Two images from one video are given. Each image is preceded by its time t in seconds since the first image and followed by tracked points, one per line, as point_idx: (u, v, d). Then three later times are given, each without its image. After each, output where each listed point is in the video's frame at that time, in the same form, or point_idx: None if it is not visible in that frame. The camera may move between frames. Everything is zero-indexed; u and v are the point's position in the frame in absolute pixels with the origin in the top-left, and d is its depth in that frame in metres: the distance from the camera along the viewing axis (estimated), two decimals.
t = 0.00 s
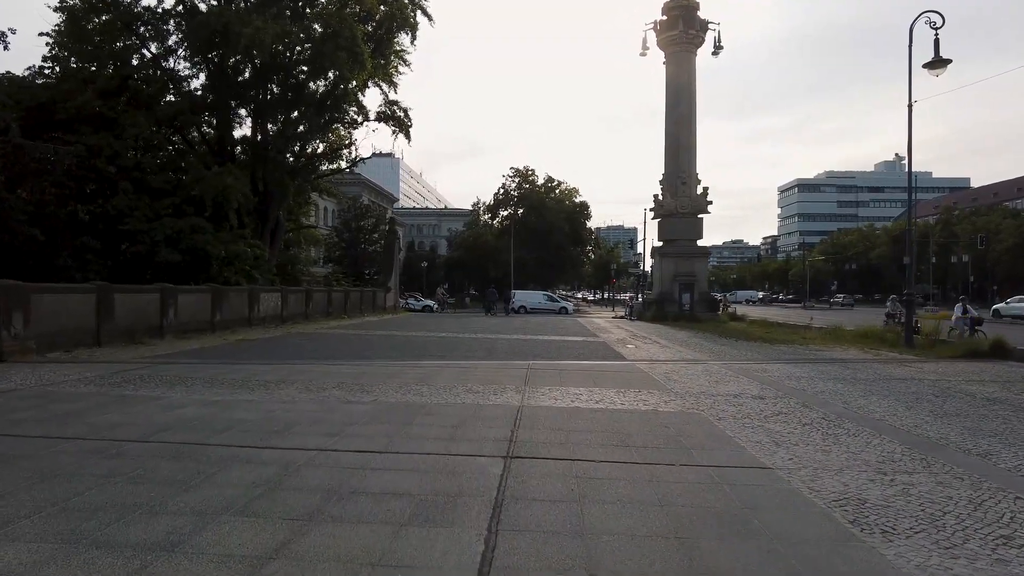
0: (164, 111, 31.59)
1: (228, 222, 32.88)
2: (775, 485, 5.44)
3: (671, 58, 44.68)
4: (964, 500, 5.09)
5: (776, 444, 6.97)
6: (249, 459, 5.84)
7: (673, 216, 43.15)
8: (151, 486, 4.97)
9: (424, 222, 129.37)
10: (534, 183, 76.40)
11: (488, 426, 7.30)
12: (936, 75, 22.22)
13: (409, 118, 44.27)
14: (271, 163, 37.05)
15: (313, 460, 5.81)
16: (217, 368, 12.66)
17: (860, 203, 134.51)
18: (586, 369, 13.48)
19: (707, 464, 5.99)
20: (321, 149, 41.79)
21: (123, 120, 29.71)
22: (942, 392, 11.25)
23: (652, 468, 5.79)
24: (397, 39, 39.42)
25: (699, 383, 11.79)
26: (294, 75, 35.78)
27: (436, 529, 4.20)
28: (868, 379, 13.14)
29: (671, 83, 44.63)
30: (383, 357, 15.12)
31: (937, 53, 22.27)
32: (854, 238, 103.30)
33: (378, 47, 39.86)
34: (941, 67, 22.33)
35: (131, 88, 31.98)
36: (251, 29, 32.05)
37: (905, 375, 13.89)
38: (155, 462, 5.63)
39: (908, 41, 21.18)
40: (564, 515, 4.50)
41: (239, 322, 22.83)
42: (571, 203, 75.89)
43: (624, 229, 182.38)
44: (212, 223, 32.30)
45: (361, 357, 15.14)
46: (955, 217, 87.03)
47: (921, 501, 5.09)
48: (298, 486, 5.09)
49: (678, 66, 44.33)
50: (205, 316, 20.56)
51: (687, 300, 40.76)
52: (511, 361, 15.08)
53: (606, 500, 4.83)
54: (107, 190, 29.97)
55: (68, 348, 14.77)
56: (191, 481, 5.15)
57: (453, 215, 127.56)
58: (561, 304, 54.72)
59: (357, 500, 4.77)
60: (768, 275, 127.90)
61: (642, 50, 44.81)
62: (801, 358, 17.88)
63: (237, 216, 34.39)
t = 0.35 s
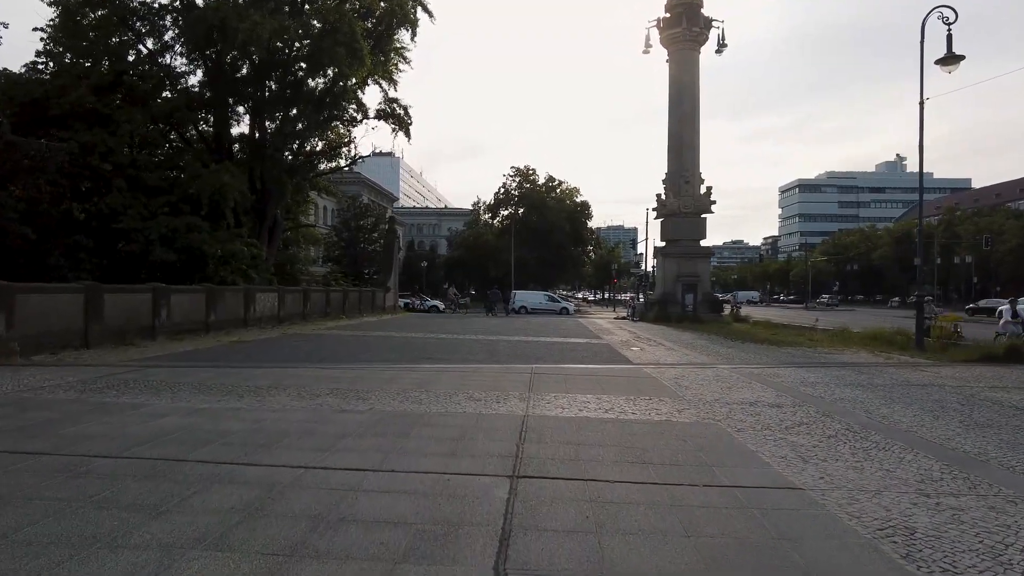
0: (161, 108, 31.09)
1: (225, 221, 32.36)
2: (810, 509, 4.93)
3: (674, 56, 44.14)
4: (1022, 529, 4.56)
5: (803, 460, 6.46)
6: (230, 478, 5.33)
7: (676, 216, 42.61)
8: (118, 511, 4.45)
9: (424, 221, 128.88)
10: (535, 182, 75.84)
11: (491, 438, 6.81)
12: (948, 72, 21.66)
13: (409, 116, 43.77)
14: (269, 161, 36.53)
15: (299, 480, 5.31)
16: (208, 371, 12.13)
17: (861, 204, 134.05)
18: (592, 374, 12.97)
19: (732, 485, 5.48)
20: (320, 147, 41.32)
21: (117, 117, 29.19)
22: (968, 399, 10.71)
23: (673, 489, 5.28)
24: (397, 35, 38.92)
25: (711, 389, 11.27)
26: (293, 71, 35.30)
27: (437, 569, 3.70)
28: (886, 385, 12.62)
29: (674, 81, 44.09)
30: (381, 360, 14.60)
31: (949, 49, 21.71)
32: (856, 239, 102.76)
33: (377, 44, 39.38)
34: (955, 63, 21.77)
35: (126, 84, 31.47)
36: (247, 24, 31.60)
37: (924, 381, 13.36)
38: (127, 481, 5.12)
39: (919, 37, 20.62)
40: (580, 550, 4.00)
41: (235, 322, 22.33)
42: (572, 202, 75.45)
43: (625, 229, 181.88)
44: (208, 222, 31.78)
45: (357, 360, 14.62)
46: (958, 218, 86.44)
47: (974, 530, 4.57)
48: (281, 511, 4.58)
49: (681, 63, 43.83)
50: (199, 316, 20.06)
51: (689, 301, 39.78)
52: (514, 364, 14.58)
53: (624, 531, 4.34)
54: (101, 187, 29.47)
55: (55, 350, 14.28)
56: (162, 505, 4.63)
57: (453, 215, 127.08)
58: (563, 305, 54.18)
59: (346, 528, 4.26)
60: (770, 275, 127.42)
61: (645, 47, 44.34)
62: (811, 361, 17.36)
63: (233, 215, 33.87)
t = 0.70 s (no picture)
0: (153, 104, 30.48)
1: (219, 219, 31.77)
2: (852, 533, 4.36)
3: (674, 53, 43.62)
4: None
5: (831, 472, 5.90)
6: (197, 497, 4.75)
7: (678, 215, 42.06)
8: (63, 539, 3.89)
9: (423, 221, 128.27)
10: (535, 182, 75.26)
11: (491, 449, 6.24)
12: (958, 65, 21.12)
13: (407, 114, 43.24)
14: (264, 159, 35.92)
15: (276, 499, 4.75)
16: (192, 375, 11.50)
17: (861, 203, 133.70)
18: (598, 377, 12.39)
19: (759, 504, 4.91)
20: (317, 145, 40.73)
21: (109, 113, 28.59)
22: (995, 403, 10.12)
23: (693, 509, 4.72)
24: (394, 32, 38.41)
25: (723, 393, 10.67)
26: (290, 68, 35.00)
27: None
28: (905, 387, 12.04)
29: (675, 79, 43.56)
30: (376, 362, 14.00)
31: (959, 42, 21.18)
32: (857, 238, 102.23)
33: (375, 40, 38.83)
34: (964, 57, 21.24)
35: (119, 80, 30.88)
36: (241, 19, 31.06)
37: (944, 383, 12.78)
38: (79, 501, 4.52)
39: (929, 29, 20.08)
40: None
41: (227, 323, 21.78)
42: (571, 202, 74.98)
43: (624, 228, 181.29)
44: (202, 221, 31.18)
45: (352, 362, 14.00)
46: (960, 217, 85.90)
47: None
48: (251, 538, 4.01)
49: (683, 60, 43.32)
50: (189, 316, 19.48)
51: (691, 301, 40.22)
52: (515, 366, 14.00)
53: (645, 563, 3.76)
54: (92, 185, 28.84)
55: (35, 351, 13.69)
56: (115, 531, 4.05)
57: (452, 215, 126.46)
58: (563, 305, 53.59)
59: (324, 561, 3.69)
60: (770, 275, 126.92)
61: (646, 44, 43.81)
62: (822, 362, 16.80)
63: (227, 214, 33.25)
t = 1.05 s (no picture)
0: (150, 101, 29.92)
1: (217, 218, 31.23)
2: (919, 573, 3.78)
3: (678, 50, 43.08)
4: None
5: (876, 493, 5.32)
6: (170, 527, 4.19)
7: (682, 214, 41.53)
8: None
9: (423, 221, 127.65)
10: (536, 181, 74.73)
11: (499, 467, 5.68)
12: (973, 60, 20.56)
13: (407, 112, 42.70)
14: (262, 157, 35.35)
15: (260, 530, 4.20)
16: (182, 379, 10.95)
17: (862, 203, 133.39)
18: (607, 381, 11.84)
19: (805, 532, 4.38)
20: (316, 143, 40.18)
21: (104, 110, 28.00)
22: None
23: (731, 541, 4.18)
24: (395, 29, 37.87)
25: (740, 399, 10.12)
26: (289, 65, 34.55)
27: None
28: (931, 392, 11.46)
29: (678, 76, 43.04)
30: (375, 365, 13.47)
31: (974, 36, 20.61)
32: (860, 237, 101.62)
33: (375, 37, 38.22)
34: (980, 51, 20.70)
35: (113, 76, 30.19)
36: (238, 14, 30.53)
37: (970, 386, 12.22)
38: (33, 534, 3.97)
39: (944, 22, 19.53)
40: None
41: (223, 324, 21.25)
42: (573, 201, 74.47)
43: (625, 228, 180.76)
44: (198, 219, 30.60)
45: (351, 365, 13.47)
46: (963, 216, 85.30)
47: None
48: None
49: (687, 57, 42.73)
50: (183, 318, 18.92)
51: (695, 301, 39.65)
52: (520, 370, 13.43)
53: None
54: (86, 184, 28.26)
55: (20, 355, 13.14)
56: None
57: (452, 215, 125.89)
58: (565, 305, 53.03)
59: None
60: (772, 274, 126.38)
61: (649, 41, 43.20)
62: (837, 364, 16.32)
63: (224, 212, 32.67)
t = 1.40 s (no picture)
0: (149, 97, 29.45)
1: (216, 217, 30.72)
2: None
3: (685, 48, 42.48)
4: None
5: (934, 521, 4.78)
6: (142, 565, 3.68)
7: (687, 213, 40.99)
8: None
9: (424, 220, 127.05)
10: (539, 180, 74.19)
11: (513, 489, 5.16)
12: (991, 55, 19.99)
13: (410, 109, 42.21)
14: (262, 154, 34.85)
15: (244, 568, 3.69)
16: (172, 385, 10.40)
17: (865, 203, 132.74)
18: (619, 388, 11.29)
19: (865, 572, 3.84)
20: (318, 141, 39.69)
21: (101, 106, 27.52)
22: None
23: None
24: (397, 25, 37.37)
25: (762, 408, 9.57)
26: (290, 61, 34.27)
27: None
28: (960, 400, 10.91)
29: (685, 74, 42.47)
30: (376, 370, 12.93)
31: (993, 31, 20.04)
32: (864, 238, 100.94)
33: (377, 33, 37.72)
34: (998, 47, 20.12)
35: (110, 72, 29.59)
36: (239, 8, 30.07)
37: (999, 394, 11.66)
38: None
39: (963, 16, 18.96)
40: None
41: (221, 324, 20.75)
42: (576, 201, 73.90)
43: (627, 228, 180.02)
44: (197, 218, 30.10)
45: (350, 370, 12.92)
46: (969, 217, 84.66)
47: None
48: None
49: (693, 55, 42.16)
50: (179, 318, 18.41)
51: (701, 301, 39.58)
52: (527, 375, 12.90)
53: None
54: (83, 181, 27.75)
55: (7, 358, 12.63)
56: None
57: (453, 214, 125.32)
58: (568, 305, 52.49)
59: None
60: (776, 275, 125.68)
61: (655, 38, 42.66)
62: (854, 369, 15.76)
63: (224, 211, 32.17)
